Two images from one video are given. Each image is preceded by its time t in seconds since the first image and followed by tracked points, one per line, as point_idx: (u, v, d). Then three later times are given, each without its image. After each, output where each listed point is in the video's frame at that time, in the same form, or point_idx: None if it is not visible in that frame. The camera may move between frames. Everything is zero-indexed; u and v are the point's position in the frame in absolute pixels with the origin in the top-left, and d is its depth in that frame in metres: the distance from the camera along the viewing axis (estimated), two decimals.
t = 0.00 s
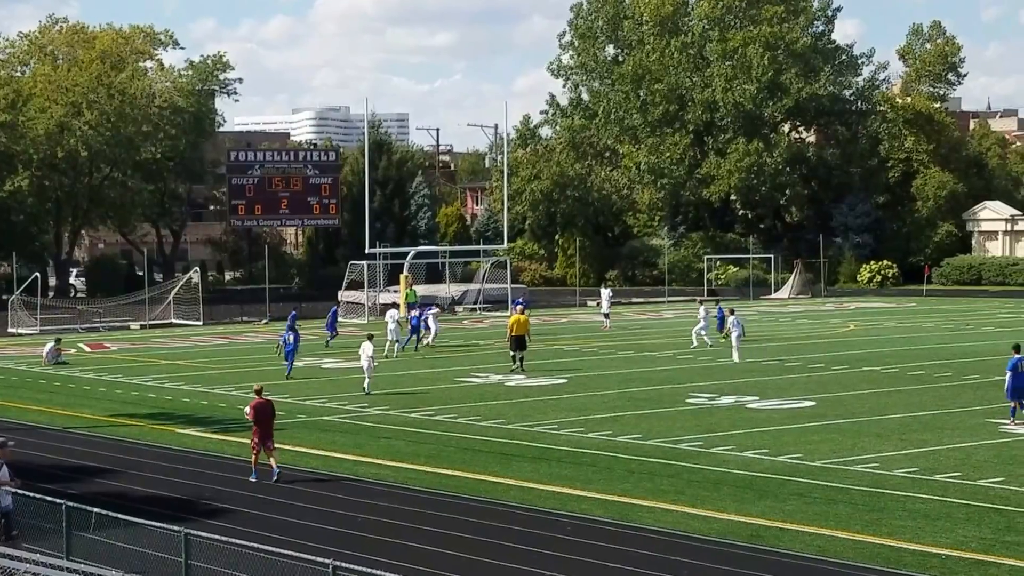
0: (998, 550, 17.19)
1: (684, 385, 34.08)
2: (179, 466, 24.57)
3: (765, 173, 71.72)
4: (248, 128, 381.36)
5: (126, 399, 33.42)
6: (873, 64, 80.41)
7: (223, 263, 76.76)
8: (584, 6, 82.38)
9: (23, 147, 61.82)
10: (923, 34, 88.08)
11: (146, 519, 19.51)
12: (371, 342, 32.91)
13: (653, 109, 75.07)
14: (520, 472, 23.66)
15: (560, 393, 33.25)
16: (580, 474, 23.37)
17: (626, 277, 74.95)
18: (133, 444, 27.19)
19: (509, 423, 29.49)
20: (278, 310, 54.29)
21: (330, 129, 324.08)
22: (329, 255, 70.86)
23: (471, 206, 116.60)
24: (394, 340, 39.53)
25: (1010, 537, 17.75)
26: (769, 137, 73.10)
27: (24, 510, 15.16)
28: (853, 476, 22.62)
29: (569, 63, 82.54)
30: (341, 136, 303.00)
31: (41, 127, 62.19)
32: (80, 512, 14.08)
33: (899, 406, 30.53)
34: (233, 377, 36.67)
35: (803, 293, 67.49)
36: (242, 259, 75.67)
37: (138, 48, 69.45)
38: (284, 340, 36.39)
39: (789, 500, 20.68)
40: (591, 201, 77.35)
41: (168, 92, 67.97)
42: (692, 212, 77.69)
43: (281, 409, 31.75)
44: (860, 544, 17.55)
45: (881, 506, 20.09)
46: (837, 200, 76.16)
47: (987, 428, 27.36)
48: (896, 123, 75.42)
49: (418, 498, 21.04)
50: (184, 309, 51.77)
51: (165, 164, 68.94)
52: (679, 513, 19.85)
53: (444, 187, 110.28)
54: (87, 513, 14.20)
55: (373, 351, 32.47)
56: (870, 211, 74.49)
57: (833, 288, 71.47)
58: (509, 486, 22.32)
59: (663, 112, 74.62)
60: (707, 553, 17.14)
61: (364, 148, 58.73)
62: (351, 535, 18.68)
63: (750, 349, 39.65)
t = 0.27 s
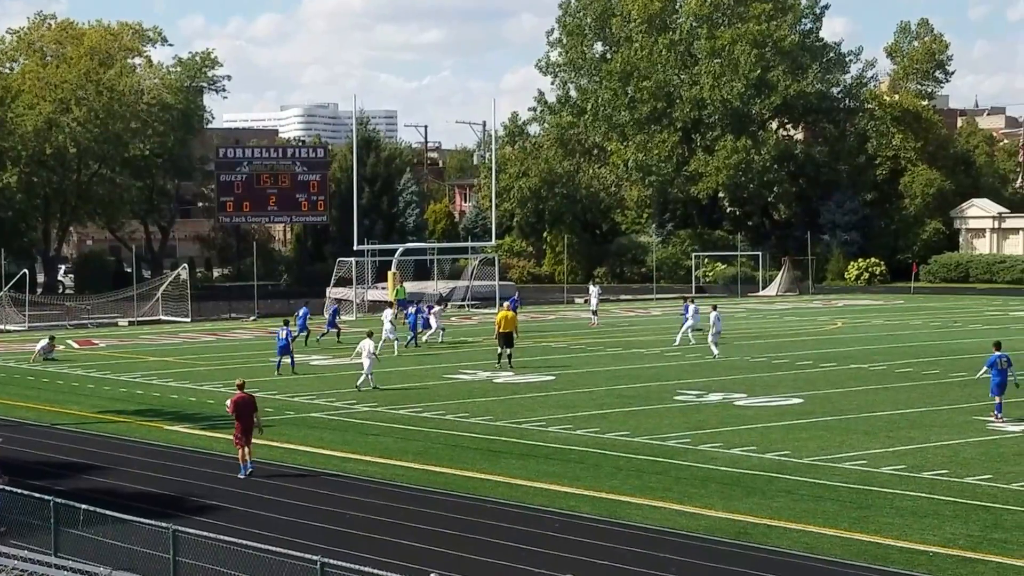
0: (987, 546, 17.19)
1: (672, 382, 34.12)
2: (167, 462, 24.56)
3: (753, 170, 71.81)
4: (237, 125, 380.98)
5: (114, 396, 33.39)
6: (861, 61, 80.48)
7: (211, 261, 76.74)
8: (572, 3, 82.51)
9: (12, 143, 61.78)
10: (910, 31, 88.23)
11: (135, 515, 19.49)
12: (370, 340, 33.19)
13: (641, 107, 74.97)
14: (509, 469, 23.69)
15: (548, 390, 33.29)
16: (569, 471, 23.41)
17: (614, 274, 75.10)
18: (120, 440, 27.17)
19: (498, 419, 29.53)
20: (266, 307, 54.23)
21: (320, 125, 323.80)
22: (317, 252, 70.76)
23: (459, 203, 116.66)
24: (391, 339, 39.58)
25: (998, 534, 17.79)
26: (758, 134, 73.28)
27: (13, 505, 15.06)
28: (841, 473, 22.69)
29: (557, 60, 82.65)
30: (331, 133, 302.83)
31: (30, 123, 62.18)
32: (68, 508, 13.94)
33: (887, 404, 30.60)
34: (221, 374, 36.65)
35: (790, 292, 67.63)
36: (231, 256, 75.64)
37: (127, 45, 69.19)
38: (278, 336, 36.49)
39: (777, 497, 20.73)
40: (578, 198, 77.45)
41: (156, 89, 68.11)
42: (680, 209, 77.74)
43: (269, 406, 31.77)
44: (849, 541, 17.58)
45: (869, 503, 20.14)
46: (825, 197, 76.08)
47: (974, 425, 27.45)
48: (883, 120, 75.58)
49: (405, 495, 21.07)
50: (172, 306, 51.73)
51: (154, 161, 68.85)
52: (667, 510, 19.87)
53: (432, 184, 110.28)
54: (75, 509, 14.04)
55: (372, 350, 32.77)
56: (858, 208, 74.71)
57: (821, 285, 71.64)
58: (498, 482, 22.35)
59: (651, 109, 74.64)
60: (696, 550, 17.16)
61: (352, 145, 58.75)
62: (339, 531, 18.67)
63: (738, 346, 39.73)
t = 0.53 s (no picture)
0: (972, 543, 17.26)
1: (660, 379, 34.19)
2: (155, 459, 24.56)
3: (741, 168, 71.91)
4: (226, 122, 380.45)
5: (102, 393, 33.37)
6: (849, 59, 80.59)
7: (200, 257, 76.65)
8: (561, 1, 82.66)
9: None
10: (898, 30, 88.45)
11: (123, 512, 19.50)
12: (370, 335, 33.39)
13: (629, 104, 74.88)
14: (497, 466, 23.73)
15: (537, 387, 33.33)
16: (557, 468, 23.46)
17: (603, 271, 75.17)
18: (108, 437, 27.16)
19: (487, 416, 29.57)
20: (254, 303, 54.20)
21: (310, 122, 323.46)
22: (305, 248, 70.75)
23: (447, 200, 116.72)
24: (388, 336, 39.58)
25: (984, 531, 17.86)
26: (746, 132, 73.33)
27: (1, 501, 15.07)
28: (829, 470, 22.76)
29: (546, 58, 82.76)
30: (320, 130, 302.55)
31: (17, 120, 62.13)
32: (55, 505, 13.95)
33: (874, 401, 30.70)
34: (209, 371, 36.62)
35: (779, 289, 67.48)
36: (219, 252, 75.59)
37: (114, 42, 69.22)
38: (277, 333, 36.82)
39: (765, 494, 20.79)
40: (567, 195, 77.38)
41: (144, 85, 68.19)
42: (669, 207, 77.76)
43: (258, 403, 31.78)
44: (835, 538, 17.65)
45: (856, 500, 20.21)
46: (813, 193, 76.49)
47: (961, 422, 27.54)
48: (871, 118, 75.62)
49: (393, 492, 21.10)
50: (161, 302, 51.69)
51: (142, 157, 68.78)
52: (655, 507, 19.93)
53: (420, 180, 110.22)
54: (63, 506, 14.06)
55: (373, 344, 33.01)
56: (846, 206, 74.87)
57: (809, 282, 71.77)
58: (486, 479, 22.39)
59: (640, 107, 74.69)
60: (683, 547, 17.21)
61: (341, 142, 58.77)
62: (327, 528, 18.68)
63: (727, 344, 39.80)
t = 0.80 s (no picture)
0: (959, 539, 17.34)
1: (649, 376, 34.26)
2: (144, 456, 24.52)
3: (729, 165, 72.07)
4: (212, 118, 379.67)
5: (89, 390, 33.30)
6: (836, 58, 80.82)
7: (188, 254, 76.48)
8: None
9: None
10: (885, 28, 88.79)
11: (111, 510, 19.48)
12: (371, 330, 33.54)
13: (618, 102, 75.16)
14: (486, 463, 23.76)
15: (525, 384, 33.38)
16: (546, 465, 23.49)
17: (591, 268, 75.26)
18: (96, 434, 27.11)
19: (476, 414, 29.59)
20: (242, 300, 54.12)
21: (296, 119, 322.94)
22: (294, 245, 70.72)
23: (436, 197, 116.72)
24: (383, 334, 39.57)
25: (971, 528, 17.95)
26: (734, 130, 73.45)
27: None
28: (817, 467, 22.85)
29: (535, 55, 82.88)
30: (307, 126, 301.99)
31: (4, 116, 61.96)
32: (42, 502, 13.97)
33: (862, 398, 30.82)
34: (197, 368, 36.58)
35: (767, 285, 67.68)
36: (207, 249, 75.47)
37: (102, 38, 69.06)
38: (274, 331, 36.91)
39: (753, 491, 20.87)
40: (556, 192, 77.28)
41: (133, 82, 68.05)
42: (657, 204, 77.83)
43: (246, 400, 31.76)
44: (823, 535, 17.72)
45: (844, 497, 20.30)
46: (800, 192, 76.27)
47: (948, 419, 27.67)
48: (859, 116, 75.95)
49: (382, 489, 21.11)
50: (148, 299, 51.61)
51: (130, 154, 68.62)
52: (643, 504, 19.99)
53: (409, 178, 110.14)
54: (49, 503, 14.09)
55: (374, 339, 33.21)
56: (834, 204, 75.12)
57: (797, 280, 71.96)
58: (475, 476, 22.42)
59: (629, 104, 74.77)
60: (670, 543, 17.26)
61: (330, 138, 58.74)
62: (316, 526, 18.68)
63: (715, 340, 39.90)
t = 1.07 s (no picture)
0: (947, 536, 17.41)
1: (638, 374, 34.30)
2: (132, 454, 24.47)
3: (717, 163, 72.21)
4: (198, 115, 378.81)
5: (76, 387, 33.21)
6: (824, 56, 81.01)
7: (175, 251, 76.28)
8: None
9: None
10: (872, 27, 89.02)
11: (98, 507, 19.44)
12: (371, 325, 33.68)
13: (607, 99, 75.22)
14: (475, 460, 23.76)
15: (514, 381, 33.39)
16: (535, 462, 23.51)
17: (580, 265, 75.36)
18: (84, 432, 27.04)
19: (465, 411, 29.59)
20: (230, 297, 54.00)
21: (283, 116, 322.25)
22: (282, 242, 70.67)
23: (425, 194, 116.61)
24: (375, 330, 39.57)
25: (958, 525, 18.03)
26: (722, 128, 73.60)
27: None
28: (805, 464, 22.91)
29: (524, 53, 82.89)
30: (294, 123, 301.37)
31: None
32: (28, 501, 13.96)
33: (850, 395, 30.90)
34: (185, 365, 36.51)
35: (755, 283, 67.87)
36: (195, 246, 75.31)
37: (90, 34, 68.78)
38: (271, 327, 36.97)
39: (742, 487, 20.92)
40: (545, 189, 77.48)
41: (121, 79, 67.78)
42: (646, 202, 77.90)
43: (234, 397, 31.71)
44: (810, 532, 17.78)
45: (832, 493, 20.36)
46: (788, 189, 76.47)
47: (935, 417, 27.78)
48: (847, 115, 75.90)
49: (371, 486, 21.10)
50: (136, 296, 51.48)
51: (117, 151, 68.37)
52: (631, 501, 20.03)
53: (397, 174, 110.02)
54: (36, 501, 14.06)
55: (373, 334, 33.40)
56: (822, 202, 75.36)
57: (785, 277, 72.17)
58: (464, 473, 22.42)
59: (617, 102, 74.82)
60: (658, 540, 17.30)
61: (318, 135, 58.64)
62: (304, 523, 18.68)
63: (702, 338, 39.97)
